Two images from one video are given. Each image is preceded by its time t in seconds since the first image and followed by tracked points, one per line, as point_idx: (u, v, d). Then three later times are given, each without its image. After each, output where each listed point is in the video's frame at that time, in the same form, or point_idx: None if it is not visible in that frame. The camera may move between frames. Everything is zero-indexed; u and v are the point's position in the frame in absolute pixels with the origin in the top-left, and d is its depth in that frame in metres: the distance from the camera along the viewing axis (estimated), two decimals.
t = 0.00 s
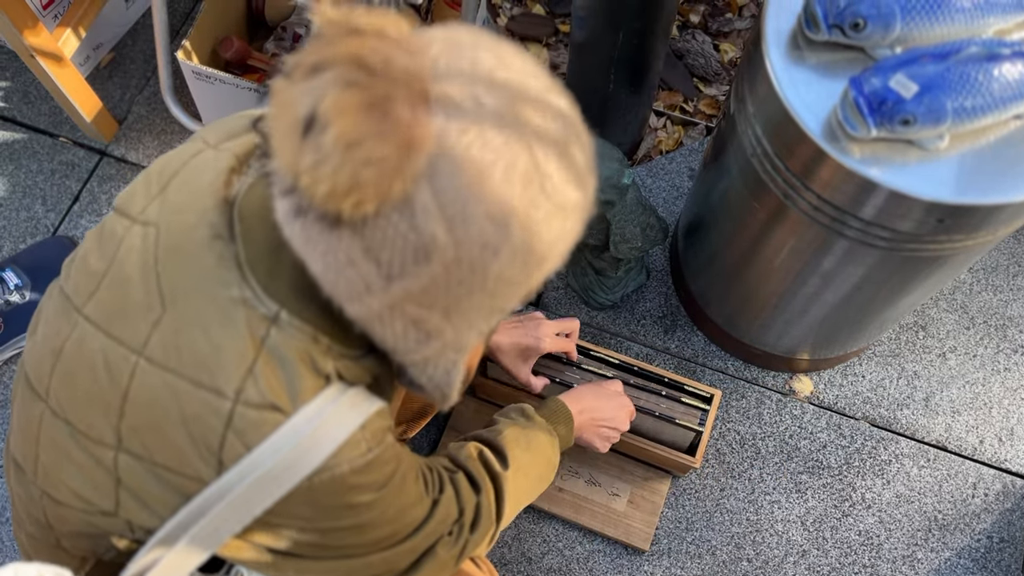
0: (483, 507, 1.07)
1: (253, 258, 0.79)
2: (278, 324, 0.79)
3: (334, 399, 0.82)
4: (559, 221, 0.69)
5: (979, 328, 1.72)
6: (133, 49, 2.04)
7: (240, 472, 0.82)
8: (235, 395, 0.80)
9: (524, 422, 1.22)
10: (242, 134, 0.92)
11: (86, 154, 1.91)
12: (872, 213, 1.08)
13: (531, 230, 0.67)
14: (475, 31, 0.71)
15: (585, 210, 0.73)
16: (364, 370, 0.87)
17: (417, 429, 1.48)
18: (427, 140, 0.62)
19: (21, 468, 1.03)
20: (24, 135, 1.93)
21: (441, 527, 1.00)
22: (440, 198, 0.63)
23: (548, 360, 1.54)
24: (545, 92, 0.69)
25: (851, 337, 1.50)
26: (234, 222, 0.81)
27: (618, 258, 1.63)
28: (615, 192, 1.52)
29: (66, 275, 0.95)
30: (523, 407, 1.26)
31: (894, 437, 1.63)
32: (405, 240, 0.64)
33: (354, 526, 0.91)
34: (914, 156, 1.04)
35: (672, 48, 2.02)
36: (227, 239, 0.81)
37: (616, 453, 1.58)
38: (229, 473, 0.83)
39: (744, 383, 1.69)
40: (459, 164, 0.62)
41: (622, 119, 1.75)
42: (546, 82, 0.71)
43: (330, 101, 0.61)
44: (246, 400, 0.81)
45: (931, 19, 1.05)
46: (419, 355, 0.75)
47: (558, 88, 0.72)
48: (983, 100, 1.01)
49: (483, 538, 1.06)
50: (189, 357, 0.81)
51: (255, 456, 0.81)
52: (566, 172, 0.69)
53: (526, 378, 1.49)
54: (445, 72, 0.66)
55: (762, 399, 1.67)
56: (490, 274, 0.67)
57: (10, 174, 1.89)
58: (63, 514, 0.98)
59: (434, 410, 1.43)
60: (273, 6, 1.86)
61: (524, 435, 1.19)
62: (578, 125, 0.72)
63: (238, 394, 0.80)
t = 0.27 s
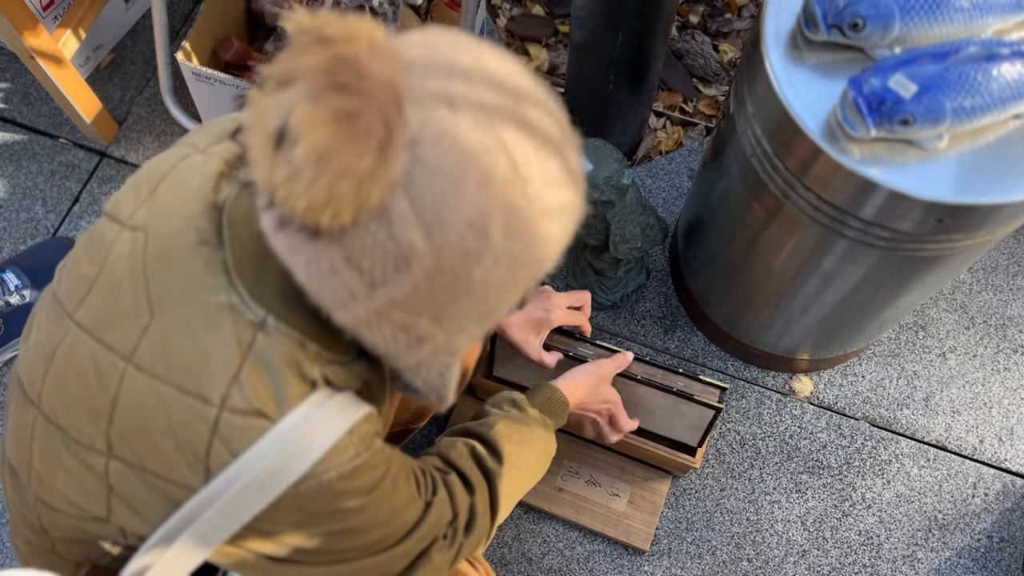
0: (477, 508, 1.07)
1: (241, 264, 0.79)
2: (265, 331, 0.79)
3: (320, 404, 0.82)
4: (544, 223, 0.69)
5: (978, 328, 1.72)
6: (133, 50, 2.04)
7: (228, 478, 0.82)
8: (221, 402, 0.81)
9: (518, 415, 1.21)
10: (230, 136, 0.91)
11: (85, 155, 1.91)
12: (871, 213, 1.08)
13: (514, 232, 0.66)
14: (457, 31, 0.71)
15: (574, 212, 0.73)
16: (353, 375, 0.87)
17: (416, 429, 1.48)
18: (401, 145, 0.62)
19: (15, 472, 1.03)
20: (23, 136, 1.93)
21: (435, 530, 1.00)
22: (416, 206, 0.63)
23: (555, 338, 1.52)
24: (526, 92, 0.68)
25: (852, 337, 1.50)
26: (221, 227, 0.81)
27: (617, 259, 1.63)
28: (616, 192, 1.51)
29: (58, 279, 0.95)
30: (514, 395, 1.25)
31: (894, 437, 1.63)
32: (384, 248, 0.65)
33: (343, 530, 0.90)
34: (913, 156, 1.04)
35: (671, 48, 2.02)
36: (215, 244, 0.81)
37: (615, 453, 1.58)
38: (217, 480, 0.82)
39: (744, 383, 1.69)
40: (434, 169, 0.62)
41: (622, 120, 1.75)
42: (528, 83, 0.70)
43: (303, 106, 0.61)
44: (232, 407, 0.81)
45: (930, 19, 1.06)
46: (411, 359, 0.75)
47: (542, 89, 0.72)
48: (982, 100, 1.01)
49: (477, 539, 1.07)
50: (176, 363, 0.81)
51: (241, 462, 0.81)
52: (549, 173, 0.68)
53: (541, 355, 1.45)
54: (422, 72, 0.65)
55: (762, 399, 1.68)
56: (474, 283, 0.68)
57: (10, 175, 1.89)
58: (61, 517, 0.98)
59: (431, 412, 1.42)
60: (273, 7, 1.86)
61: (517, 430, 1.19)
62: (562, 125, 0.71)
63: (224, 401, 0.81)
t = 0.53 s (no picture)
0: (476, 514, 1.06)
1: (226, 271, 0.79)
2: (251, 338, 0.79)
3: (309, 410, 0.81)
4: (518, 219, 0.67)
5: (977, 328, 1.72)
6: (132, 51, 2.04)
7: (218, 485, 0.82)
8: (209, 410, 0.81)
9: (532, 433, 1.18)
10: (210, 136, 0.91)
11: (85, 157, 1.91)
12: (870, 212, 1.08)
13: (485, 230, 0.65)
14: (424, 33, 0.71)
15: (553, 208, 0.72)
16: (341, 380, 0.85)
17: (412, 431, 1.48)
18: (353, 149, 0.63)
19: (11, 477, 1.03)
20: (22, 138, 1.94)
21: (431, 532, 0.99)
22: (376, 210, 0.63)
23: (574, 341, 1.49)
24: (484, 87, 0.68)
25: (851, 337, 1.50)
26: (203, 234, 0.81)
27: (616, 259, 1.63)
28: (615, 193, 1.51)
29: (49, 287, 0.95)
30: (528, 408, 1.22)
31: (893, 436, 1.63)
32: (351, 254, 0.65)
33: (342, 533, 0.91)
34: (912, 156, 1.04)
35: (670, 48, 2.02)
36: (198, 251, 0.81)
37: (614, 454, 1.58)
38: (207, 486, 0.83)
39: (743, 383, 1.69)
40: (390, 172, 0.62)
41: (621, 121, 1.75)
42: (491, 79, 0.70)
43: (253, 119, 0.62)
44: (220, 415, 0.81)
45: (928, 19, 1.06)
46: (402, 361, 0.74)
47: (509, 85, 0.71)
48: (980, 99, 1.02)
49: (476, 544, 1.07)
50: (163, 371, 0.81)
51: (233, 470, 0.82)
52: (517, 166, 0.67)
53: (553, 358, 1.43)
54: (378, 72, 0.66)
55: (761, 400, 1.68)
56: (447, 291, 0.68)
57: (9, 177, 1.89)
58: (58, 521, 0.98)
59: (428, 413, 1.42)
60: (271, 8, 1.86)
61: (529, 442, 1.16)
62: (531, 120, 0.71)
63: (211, 409, 0.81)
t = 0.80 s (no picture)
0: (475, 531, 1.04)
1: (205, 285, 0.77)
2: (233, 355, 0.79)
3: (295, 426, 0.82)
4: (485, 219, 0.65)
5: (975, 327, 1.72)
6: (130, 53, 2.04)
7: (201, 502, 0.83)
8: (192, 428, 0.81)
9: (545, 457, 1.15)
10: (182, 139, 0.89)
11: (83, 159, 1.91)
12: (868, 212, 1.08)
13: (449, 230, 0.63)
14: (385, 26, 0.67)
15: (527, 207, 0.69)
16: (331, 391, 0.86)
17: (412, 430, 1.48)
18: (304, 156, 0.60)
19: (7, 481, 1.03)
20: (20, 141, 1.93)
21: (426, 543, 0.99)
22: (335, 218, 0.61)
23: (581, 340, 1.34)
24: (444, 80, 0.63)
25: (849, 336, 1.50)
26: (182, 245, 0.79)
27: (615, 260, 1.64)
28: (612, 193, 1.51)
29: (38, 297, 0.94)
30: (543, 427, 1.19)
31: (892, 436, 1.64)
32: (314, 263, 0.64)
33: (332, 548, 0.91)
34: (909, 156, 1.04)
35: (667, 49, 2.03)
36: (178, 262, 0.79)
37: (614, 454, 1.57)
38: (191, 503, 0.83)
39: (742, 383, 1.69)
40: (345, 176, 0.60)
41: (619, 123, 1.75)
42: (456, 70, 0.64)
43: (191, 130, 0.59)
44: (203, 432, 0.81)
45: (925, 19, 1.06)
46: (391, 367, 0.73)
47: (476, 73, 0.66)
48: (977, 98, 1.02)
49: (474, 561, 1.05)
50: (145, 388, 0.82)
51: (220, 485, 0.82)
52: (480, 160, 0.63)
53: (584, 349, 1.29)
54: (328, 75, 0.62)
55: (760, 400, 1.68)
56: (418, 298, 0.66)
57: (7, 180, 1.88)
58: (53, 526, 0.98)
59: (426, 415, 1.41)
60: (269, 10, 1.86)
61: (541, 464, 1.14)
62: (502, 109, 0.66)
63: (194, 427, 0.81)
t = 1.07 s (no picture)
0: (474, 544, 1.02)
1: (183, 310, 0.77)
2: (214, 380, 0.79)
3: (285, 450, 0.83)
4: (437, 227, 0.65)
5: (972, 325, 1.73)
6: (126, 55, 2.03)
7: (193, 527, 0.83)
8: (178, 455, 0.82)
9: (544, 469, 1.07)
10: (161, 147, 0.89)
11: (79, 163, 1.91)
12: (864, 212, 1.08)
13: (399, 241, 0.63)
14: (337, 30, 0.68)
15: (491, 207, 0.69)
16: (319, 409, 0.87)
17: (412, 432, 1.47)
18: (238, 172, 0.62)
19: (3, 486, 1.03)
20: (16, 145, 1.93)
21: (424, 554, 0.97)
22: (275, 233, 0.63)
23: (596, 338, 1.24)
24: (381, 80, 0.63)
25: (846, 335, 1.51)
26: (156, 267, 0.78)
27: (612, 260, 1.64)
28: (609, 194, 1.52)
29: (26, 313, 0.95)
30: (547, 437, 1.09)
31: (889, 435, 1.64)
32: (263, 283, 0.65)
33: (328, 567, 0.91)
34: (904, 155, 1.04)
35: (663, 50, 2.03)
36: (154, 284, 0.79)
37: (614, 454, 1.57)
38: (183, 527, 0.84)
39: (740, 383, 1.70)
40: (280, 189, 0.61)
41: (615, 123, 1.75)
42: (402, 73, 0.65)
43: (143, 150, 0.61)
44: (189, 459, 0.82)
45: (920, 18, 1.06)
46: (371, 382, 0.74)
47: (429, 75, 0.67)
48: (972, 97, 1.02)
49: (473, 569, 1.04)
50: (128, 415, 0.82)
51: (214, 508, 0.83)
52: (429, 165, 0.63)
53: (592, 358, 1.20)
54: (264, 78, 0.64)
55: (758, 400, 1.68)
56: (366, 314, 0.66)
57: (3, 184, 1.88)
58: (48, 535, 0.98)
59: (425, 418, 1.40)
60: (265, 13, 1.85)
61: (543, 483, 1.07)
62: (456, 110, 0.66)
63: (180, 454, 0.82)
